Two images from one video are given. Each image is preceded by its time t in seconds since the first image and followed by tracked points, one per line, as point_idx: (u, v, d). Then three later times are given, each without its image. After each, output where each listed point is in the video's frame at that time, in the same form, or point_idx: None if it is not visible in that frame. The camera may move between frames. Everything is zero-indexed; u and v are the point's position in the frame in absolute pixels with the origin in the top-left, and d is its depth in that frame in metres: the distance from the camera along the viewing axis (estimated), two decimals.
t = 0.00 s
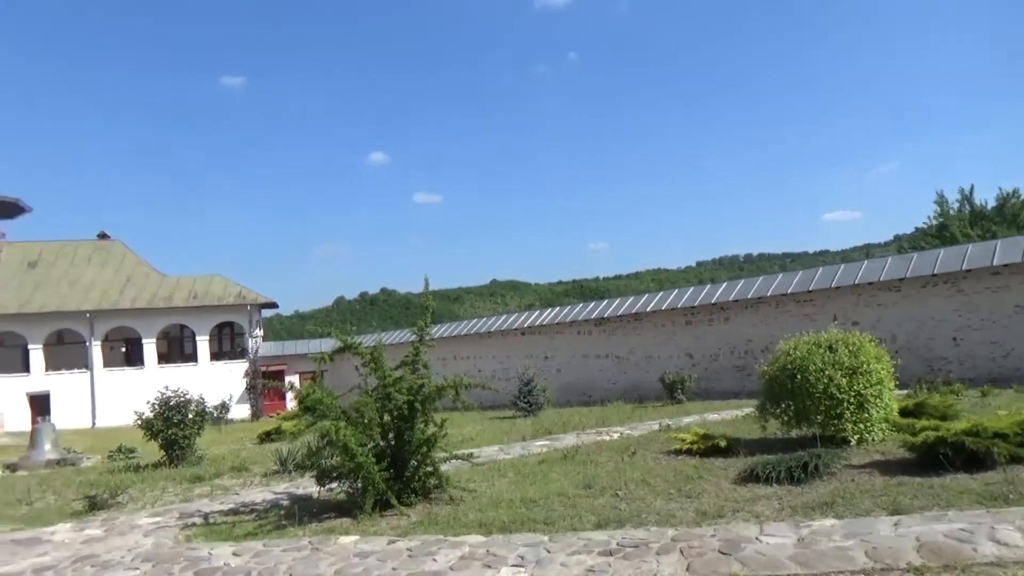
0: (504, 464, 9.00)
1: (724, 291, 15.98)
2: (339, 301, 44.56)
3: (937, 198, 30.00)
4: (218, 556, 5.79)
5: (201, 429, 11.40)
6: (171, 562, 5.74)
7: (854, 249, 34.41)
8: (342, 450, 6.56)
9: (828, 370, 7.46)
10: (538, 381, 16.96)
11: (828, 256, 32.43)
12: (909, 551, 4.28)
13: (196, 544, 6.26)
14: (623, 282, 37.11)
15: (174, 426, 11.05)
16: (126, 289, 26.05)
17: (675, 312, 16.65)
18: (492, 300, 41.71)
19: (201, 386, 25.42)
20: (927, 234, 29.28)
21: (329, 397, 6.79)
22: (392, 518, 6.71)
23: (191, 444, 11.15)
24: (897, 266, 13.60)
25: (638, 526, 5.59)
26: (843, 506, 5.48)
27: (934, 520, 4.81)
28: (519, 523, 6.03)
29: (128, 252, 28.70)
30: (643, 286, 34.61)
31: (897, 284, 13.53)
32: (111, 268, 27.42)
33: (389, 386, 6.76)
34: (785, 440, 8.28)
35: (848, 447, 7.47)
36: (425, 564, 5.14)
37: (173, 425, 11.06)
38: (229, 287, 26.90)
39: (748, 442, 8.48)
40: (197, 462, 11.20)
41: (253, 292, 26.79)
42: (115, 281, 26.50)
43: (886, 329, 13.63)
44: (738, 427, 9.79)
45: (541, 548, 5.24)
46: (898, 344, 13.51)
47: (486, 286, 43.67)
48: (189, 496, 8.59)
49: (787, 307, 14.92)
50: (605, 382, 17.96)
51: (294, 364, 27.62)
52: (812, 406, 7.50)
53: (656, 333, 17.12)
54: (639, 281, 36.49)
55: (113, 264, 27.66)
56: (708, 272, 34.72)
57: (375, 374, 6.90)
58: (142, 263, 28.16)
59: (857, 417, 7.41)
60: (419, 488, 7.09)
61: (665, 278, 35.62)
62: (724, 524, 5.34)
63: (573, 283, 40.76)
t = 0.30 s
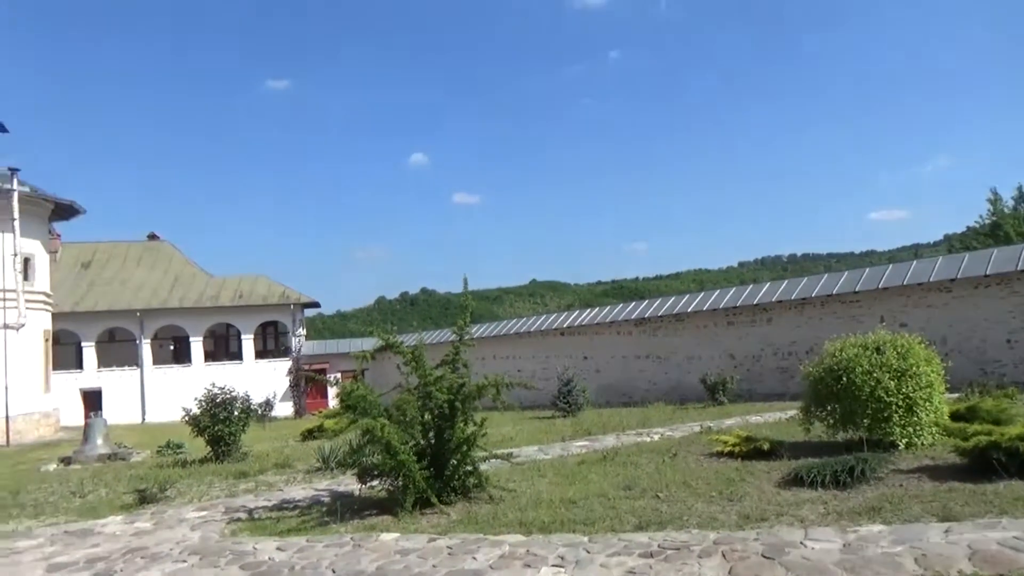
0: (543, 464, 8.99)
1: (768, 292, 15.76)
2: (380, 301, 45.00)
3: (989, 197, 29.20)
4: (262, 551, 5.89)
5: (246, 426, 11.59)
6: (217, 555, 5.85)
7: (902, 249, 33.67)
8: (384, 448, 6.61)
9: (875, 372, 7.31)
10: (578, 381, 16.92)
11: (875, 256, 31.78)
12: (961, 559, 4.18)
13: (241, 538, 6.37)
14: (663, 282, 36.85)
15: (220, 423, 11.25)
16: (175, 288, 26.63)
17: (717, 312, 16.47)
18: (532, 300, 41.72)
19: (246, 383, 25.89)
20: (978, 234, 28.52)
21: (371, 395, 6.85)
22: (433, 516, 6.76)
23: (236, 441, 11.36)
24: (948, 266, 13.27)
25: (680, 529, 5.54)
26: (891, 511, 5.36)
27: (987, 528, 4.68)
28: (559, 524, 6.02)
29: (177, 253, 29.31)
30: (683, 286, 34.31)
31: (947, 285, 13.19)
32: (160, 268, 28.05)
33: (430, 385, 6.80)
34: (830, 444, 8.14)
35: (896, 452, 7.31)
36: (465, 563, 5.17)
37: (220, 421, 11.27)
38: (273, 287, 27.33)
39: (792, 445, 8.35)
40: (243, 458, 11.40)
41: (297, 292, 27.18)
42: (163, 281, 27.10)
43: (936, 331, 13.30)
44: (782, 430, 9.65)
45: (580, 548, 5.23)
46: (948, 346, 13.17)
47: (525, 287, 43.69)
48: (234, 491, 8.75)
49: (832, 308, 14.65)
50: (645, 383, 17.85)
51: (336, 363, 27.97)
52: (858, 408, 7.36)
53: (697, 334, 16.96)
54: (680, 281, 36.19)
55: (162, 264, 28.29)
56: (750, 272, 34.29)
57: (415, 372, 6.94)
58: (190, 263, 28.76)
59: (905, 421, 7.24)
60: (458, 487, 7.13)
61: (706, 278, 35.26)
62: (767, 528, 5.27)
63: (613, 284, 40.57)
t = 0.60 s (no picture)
0: (569, 463, 8.97)
1: (798, 291, 15.59)
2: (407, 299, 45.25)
3: None
4: (291, 545, 5.94)
5: (275, 421, 11.71)
6: (246, 548, 5.92)
7: (935, 248, 33.12)
8: (410, 444, 6.64)
9: (908, 373, 7.20)
10: (604, 379, 16.87)
11: (907, 255, 31.32)
12: (997, 565, 4.11)
13: (269, 532, 6.44)
14: (691, 281, 36.62)
15: (249, 418, 11.38)
16: (206, 285, 26.98)
17: (746, 311, 16.32)
18: (558, 298, 41.69)
19: (275, 379, 26.15)
20: (1015, 233, 27.96)
21: (398, 391, 6.89)
22: (459, 513, 6.78)
23: (265, 436, 11.48)
24: (984, 266, 13.01)
25: (707, 529, 5.50)
26: (924, 515, 5.28)
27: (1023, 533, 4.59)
28: (585, 522, 6.01)
29: (208, 250, 29.65)
30: (712, 285, 34.06)
31: (983, 285, 12.93)
32: (192, 265, 28.41)
33: (457, 382, 6.82)
34: (861, 445, 8.03)
35: (929, 454, 7.19)
36: (490, 560, 5.17)
37: (249, 416, 11.39)
38: (302, 284, 27.56)
39: (822, 446, 8.25)
40: (272, 453, 11.53)
41: (325, 289, 27.39)
42: (194, 278, 27.45)
43: (971, 332, 13.04)
44: (811, 430, 9.54)
45: (607, 547, 5.21)
46: (983, 347, 12.90)
47: (552, 285, 43.68)
48: (263, 485, 8.85)
49: (864, 308, 14.45)
50: (672, 382, 17.74)
51: (364, 360, 28.13)
52: (891, 410, 7.25)
53: (725, 333, 16.82)
54: (708, 280, 35.94)
55: (193, 261, 28.64)
56: (779, 271, 33.95)
57: (442, 369, 6.96)
58: (221, 260, 29.11)
59: (939, 423, 7.12)
60: (484, 484, 7.14)
61: (734, 277, 34.93)
62: (796, 530, 5.21)
63: (639, 283, 40.37)
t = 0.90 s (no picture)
0: (585, 458, 8.96)
1: (816, 287, 15.48)
2: (423, 293, 45.38)
3: None
4: (308, 538, 5.98)
5: (293, 414, 11.78)
6: (265, 540, 5.97)
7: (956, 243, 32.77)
8: (426, 439, 6.66)
9: (929, 370, 7.13)
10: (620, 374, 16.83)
11: (927, 251, 31.03)
12: (1018, 565, 4.07)
13: (287, 524, 6.49)
14: (708, 276, 36.47)
15: (268, 411, 11.46)
16: (224, 279, 27.16)
17: (764, 307, 16.23)
18: (574, 293, 41.66)
19: (292, 373, 26.32)
20: None
21: (414, 386, 6.90)
22: (475, 507, 6.80)
23: (283, 428, 11.56)
24: (1007, 262, 12.83)
25: (724, 526, 5.48)
26: (944, 513, 5.23)
27: None
28: (601, 518, 6.00)
29: (227, 244, 29.83)
30: (729, 281, 33.90)
31: (1006, 281, 12.76)
32: (210, 259, 28.58)
33: (473, 377, 6.82)
34: (880, 443, 7.97)
35: (949, 452, 7.12)
36: (507, 554, 5.19)
37: (268, 409, 11.47)
38: (320, 278, 27.69)
39: (840, 443, 8.19)
40: (289, 446, 11.61)
41: (342, 283, 27.50)
42: (213, 272, 27.63)
43: (993, 328, 12.88)
44: (829, 427, 9.48)
45: (622, 543, 5.20)
46: (1006, 344, 12.75)
47: (568, 280, 43.64)
48: (281, 478, 8.92)
49: (884, 304, 14.32)
50: (689, 377, 17.68)
51: (381, 354, 28.04)
52: (911, 407, 7.19)
53: (742, 328, 16.73)
54: (725, 275, 35.77)
55: (212, 255, 28.81)
56: (798, 267, 33.73)
57: (458, 364, 6.97)
58: (239, 254, 29.29)
59: (960, 421, 7.05)
60: (500, 478, 7.15)
61: (752, 273, 34.75)
62: (814, 527, 5.18)
63: (656, 278, 40.24)
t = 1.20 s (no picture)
0: (603, 453, 8.96)
1: (836, 282, 15.34)
2: (441, 288, 45.50)
3: None
4: (327, 530, 6.02)
5: (312, 407, 11.86)
6: (284, 532, 6.02)
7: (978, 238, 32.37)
8: (443, 433, 6.69)
9: (950, 366, 7.06)
10: (637, 369, 16.80)
11: (949, 245, 30.69)
12: None
13: (306, 517, 6.54)
14: (726, 271, 36.29)
15: (287, 404, 11.54)
16: (244, 274, 27.36)
17: (783, 302, 16.12)
18: (591, 287, 41.61)
19: (311, 367, 26.48)
20: None
21: (431, 380, 6.92)
22: (492, 501, 6.82)
23: (302, 422, 11.64)
24: None
25: (742, 522, 5.46)
26: (965, 510, 5.18)
27: None
28: (618, 513, 6.00)
29: (247, 239, 30.03)
30: (747, 276, 33.72)
31: None
32: (230, 254, 28.79)
33: (490, 372, 6.83)
34: (901, 439, 7.91)
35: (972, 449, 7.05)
36: (524, 548, 5.20)
37: (286, 403, 11.55)
38: (338, 273, 27.80)
39: (860, 439, 8.13)
40: (308, 439, 11.70)
41: (360, 278, 27.61)
42: (233, 267, 27.83)
43: (1017, 324, 12.67)
44: (849, 423, 9.41)
45: (640, 538, 5.19)
46: None
47: (585, 274, 43.60)
48: (300, 471, 8.99)
49: (905, 299, 14.18)
50: (707, 372, 17.60)
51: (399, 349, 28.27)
52: (932, 403, 7.12)
53: (761, 323, 16.63)
54: (743, 270, 35.57)
55: (232, 250, 29.02)
56: (817, 261, 33.49)
57: (475, 359, 6.99)
58: (258, 249, 29.48)
59: (982, 418, 6.97)
60: (518, 473, 7.16)
61: (771, 267, 34.48)
62: (833, 524, 5.15)
63: (674, 273, 40.03)
